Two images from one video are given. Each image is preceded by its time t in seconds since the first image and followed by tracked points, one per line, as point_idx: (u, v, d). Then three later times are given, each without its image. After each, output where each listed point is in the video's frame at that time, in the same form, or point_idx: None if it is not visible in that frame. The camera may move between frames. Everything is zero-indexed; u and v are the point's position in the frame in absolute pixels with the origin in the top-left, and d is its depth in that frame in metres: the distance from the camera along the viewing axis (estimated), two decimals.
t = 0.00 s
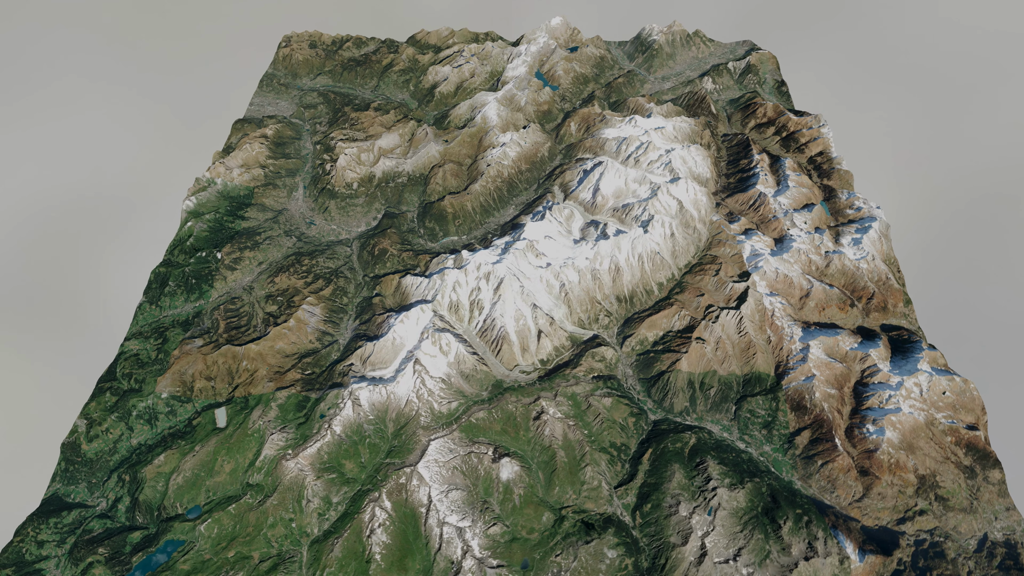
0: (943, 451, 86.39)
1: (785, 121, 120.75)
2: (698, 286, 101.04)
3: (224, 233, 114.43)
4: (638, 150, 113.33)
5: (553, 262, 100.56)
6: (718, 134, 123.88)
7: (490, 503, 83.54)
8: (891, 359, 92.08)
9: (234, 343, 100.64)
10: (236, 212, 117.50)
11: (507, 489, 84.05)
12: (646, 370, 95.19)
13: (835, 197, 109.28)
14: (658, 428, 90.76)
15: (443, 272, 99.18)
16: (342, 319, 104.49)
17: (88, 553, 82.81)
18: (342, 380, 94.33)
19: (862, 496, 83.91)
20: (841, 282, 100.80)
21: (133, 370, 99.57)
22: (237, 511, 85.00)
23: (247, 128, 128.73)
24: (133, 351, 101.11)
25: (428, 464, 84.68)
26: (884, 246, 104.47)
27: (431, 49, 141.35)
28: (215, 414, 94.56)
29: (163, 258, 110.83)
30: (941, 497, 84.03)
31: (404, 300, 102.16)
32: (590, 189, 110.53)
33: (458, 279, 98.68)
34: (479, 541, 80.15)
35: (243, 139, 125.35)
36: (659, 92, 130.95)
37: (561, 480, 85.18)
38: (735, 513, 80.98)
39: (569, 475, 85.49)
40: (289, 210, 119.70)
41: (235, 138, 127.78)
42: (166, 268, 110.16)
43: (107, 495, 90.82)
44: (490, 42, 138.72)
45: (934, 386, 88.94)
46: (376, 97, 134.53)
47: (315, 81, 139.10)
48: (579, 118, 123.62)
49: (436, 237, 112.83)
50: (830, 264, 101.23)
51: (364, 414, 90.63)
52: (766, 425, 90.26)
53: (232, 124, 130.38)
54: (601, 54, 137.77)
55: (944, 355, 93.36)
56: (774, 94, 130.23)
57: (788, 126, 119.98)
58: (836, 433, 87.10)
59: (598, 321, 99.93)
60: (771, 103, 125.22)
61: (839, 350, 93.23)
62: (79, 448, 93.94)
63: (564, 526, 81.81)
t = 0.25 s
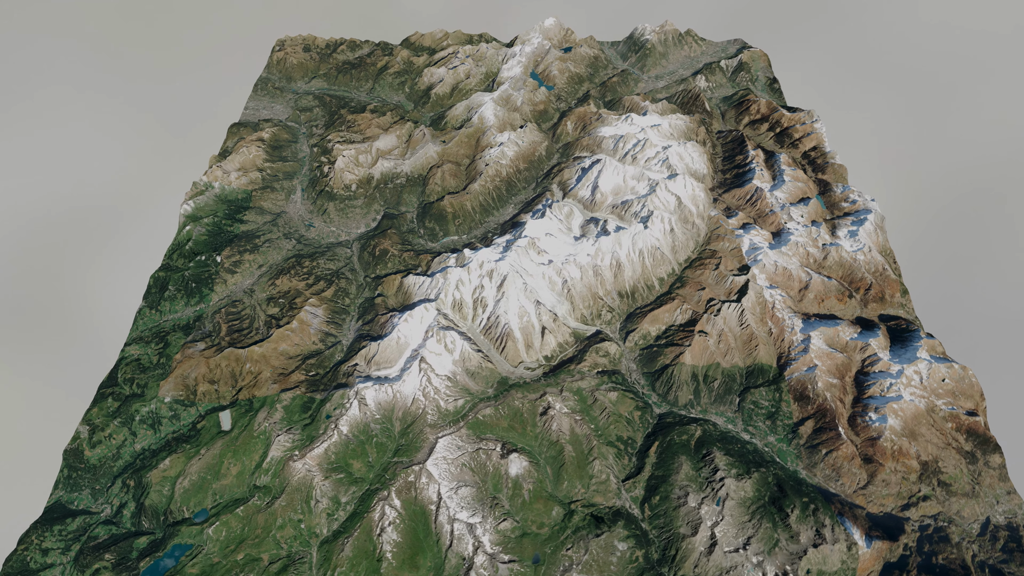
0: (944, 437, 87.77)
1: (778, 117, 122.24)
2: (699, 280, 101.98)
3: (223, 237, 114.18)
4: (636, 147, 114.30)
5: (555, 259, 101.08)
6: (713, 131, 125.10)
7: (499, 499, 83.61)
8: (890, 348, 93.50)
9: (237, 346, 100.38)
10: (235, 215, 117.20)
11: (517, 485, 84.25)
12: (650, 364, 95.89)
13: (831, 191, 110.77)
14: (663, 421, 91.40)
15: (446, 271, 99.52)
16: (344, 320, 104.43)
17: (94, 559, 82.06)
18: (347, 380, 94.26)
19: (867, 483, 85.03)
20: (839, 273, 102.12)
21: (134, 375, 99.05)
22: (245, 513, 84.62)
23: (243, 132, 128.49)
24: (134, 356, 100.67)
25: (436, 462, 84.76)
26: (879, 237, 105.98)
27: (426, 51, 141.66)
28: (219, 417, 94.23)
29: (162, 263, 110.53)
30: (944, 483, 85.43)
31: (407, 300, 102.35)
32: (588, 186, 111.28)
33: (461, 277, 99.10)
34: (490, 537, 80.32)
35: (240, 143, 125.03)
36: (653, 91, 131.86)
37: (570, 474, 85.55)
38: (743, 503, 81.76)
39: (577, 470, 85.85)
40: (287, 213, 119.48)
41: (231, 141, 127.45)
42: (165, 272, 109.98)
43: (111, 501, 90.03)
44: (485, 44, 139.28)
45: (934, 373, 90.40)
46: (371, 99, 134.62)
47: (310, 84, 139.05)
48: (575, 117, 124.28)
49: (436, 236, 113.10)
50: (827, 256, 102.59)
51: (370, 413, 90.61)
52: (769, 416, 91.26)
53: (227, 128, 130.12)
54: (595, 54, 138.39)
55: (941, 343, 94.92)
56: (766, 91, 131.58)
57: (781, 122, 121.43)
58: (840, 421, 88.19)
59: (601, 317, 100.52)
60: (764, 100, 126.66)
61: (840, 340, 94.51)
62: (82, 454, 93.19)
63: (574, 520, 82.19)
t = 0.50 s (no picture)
0: (945, 423, 89.13)
1: (771, 113, 123.54)
2: (699, 275, 102.81)
3: (221, 241, 113.73)
4: (632, 144, 115.09)
5: (557, 256, 101.53)
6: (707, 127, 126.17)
7: (509, 495, 83.83)
8: (890, 337, 94.82)
9: (239, 349, 99.96)
10: (232, 219, 116.73)
11: (526, 481, 84.51)
12: (654, 358, 96.53)
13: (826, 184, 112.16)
14: (669, 414, 92.03)
15: (448, 270, 99.67)
16: (346, 321, 104.22)
17: (101, 567, 81.36)
18: (352, 381, 94.06)
19: (871, 471, 86.09)
20: (836, 265, 103.39)
21: (136, 382, 98.62)
22: (253, 517, 84.21)
23: (238, 135, 128.01)
24: (135, 362, 100.30)
25: (445, 460, 84.82)
26: (875, 229, 107.44)
27: (419, 53, 141.70)
28: (224, 421, 93.75)
29: (161, 268, 110.22)
30: (946, 468, 86.77)
31: (409, 300, 102.35)
32: (587, 184, 111.85)
33: (464, 276, 99.27)
34: (501, 533, 80.53)
35: (235, 147, 124.54)
36: (646, 89, 132.59)
37: (578, 469, 85.92)
38: (751, 493, 82.51)
39: (586, 465, 86.26)
40: (285, 216, 119.05)
41: (226, 145, 126.90)
42: (164, 277, 109.68)
43: (116, 508, 89.22)
44: (478, 44, 139.49)
45: (933, 360, 91.84)
46: (366, 101, 134.40)
47: (304, 87, 138.67)
48: (571, 115, 124.75)
49: (436, 236, 113.16)
50: (825, 248, 103.84)
51: (377, 413, 90.49)
52: (773, 407, 92.12)
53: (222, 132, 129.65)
54: (588, 53, 138.84)
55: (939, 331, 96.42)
56: (758, 87, 132.88)
57: (775, 117, 122.73)
58: (843, 410, 89.30)
59: (604, 313, 100.94)
60: (757, 96, 127.93)
61: (840, 331, 95.73)
62: (85, 462, 92.43)
63: (584, 515, 82.60)
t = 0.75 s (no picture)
0: (945, 410, 90.51)
1: (764, 108, 124.88)
2: (699, 269, 103.67)
3: (219, 245, 113.17)
4: (629, 141, 115.81)
5: (558, 253, 102.01)
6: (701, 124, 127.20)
7: (519, 492, 84.05)
8: (888, 327, 96.17)
9: (242, 353, 99.46)
10: (230, 223, 116.17)
11: (535, 477, 84.72)
12: (657, 353, 97.19)
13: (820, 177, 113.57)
14: (674, 408, 92.67)
15: (451, 269, 99.79)
16: (349, 323, 103.95)
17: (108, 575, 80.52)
18: (357, 383, 93.85)
19: (874, 459, 87.23)
20: (833, 257, 104.69)
21: (137, 388, 97.88)
22: (262, 520, 83.69)
23: (233, 139, 127.47)
24: (136, 369, 99.56)
25: (454, 458, 84.85)
26: (870, 221, 108.92)
27: (413, 54, 141.74)
28: (228, 425, 93.18)
29: (159, 274, 109.54)
30: (948, 454, 88.07)
31: (411, 300, 102.31)
32: (585, 181, 112.40)
33: (466, 274, 99.41)
34: (513, 530, 80.72)
35: (230, 151, 123.96)
36: (640, 87, 133.33)
37: (587, 464, 86.27)
38: (758, 483, 83.26)
39: (594, 459, 86.63)
40: (283, 219, 118.60)
41: (221, 150, 126.28)
42: (162, 283, 109.07)
43: (120, 516, 88.29)
44: (472, 45, 139.70)
45: (932, 349, 93.28)
46: (361, 103, 134.18)
47: (297, 90, 138.29)
48: (567, 114, 125.35)
49: (436, 236, 113.19)
50: (822, 241, 105.09)
51: (383, 414, 90.34)
52: (776, 398, 93.07)
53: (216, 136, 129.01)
54: (582, 52, 139.42)
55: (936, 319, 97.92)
56: (750, 84, 134.17)
57: (768, 113, 124.05)
58: (845, 400, 90.41)
59: (606, 309, 101.49)
60: (749, 92, 129.25)
61: (839, 321, 96.97)
62: (88, 470, 91.51)
63: (593, 509, 82.96)
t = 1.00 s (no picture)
0: (944, 397, 91.92)
1: (757, 105, 126.15)
2: (699, 264, 104.54)
3: (217, 249, 112.61)
4: (626, 139, 116.54)
5: (559, 251, 102.47)
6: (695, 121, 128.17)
7: (528, 488, 84.29)
8: (887, 317, 97.52)
9: (244, 357, 98.97)
10: (228, 227, 115.63)
11: (544, 473, 85.02)
12: (660, 347, 97.87)
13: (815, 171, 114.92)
14: (678, 401, 93.35)
15: (453, 268, 99.88)
16: (351, 324, 103.70)
17: None
18: (362, 383, 93.68)
19: (877, 447, 88.38)
20: (830, 250, 105.98)
21: (139, 394, 97.11)
22: (270, 523, 83.25)
23: (227, 143, 126.98)
24: (137, 375, 98.78)
25: (462, 456, 84.94)
26: (864, 213, 110.37)
27: (406, 56, 141.79)
28: (233, 430, 92.69)
29: (157, 279, 108.80)
30: (949, 440, 89.41)
31: (413, 300, 102.31)
32: (583, 179, 112.91)
33: (469, 273, 99.59)
34: (523, 526, 80.96)
35: (226, 155, 123.45)
36: (634, 85, 134.02)
37: (595, 459, 86.69)
38: (765, 473, 84.10)
39: (602, 454, 87.07)
40: (281, 222, 118.19)
41: (216, 154, 125.72)
42: (161, 288, 108.28)
43: (125, 523, 87.39)
44: (465, 46, 139.89)
45: (930, 337, 94.71)
46: (356, 105, 134.01)
47: (291, 94, 137.88)
48: (562, 113, 125.94)
49: (435, 237, 113.21)
50: (818, 234, 106.35)
51: (389, 414, 90.27)
52: (779, 389, 94.07)
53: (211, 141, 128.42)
54: (575, 52, 139.93)
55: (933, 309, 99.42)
56: (742, 81, 135.31)
57: (761, 109, 125.30)
58: (847, 389, 91.54)
59: (608, 305, 102.07)
60: (742, 89, 130.46)
61: (838, 313, 98.21)
62: (90, 478, 90.61)
63: (602, 504, 83.39)
